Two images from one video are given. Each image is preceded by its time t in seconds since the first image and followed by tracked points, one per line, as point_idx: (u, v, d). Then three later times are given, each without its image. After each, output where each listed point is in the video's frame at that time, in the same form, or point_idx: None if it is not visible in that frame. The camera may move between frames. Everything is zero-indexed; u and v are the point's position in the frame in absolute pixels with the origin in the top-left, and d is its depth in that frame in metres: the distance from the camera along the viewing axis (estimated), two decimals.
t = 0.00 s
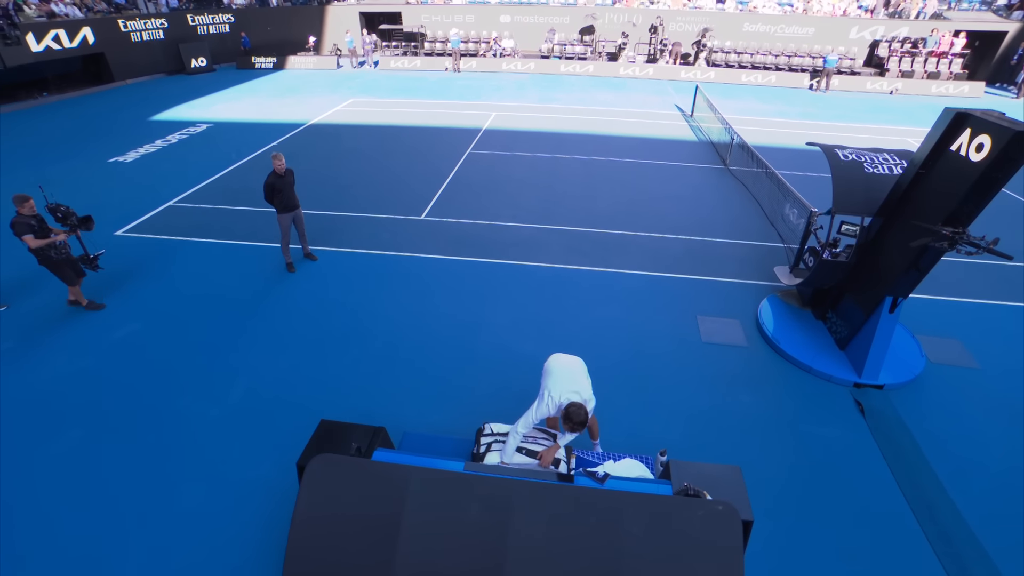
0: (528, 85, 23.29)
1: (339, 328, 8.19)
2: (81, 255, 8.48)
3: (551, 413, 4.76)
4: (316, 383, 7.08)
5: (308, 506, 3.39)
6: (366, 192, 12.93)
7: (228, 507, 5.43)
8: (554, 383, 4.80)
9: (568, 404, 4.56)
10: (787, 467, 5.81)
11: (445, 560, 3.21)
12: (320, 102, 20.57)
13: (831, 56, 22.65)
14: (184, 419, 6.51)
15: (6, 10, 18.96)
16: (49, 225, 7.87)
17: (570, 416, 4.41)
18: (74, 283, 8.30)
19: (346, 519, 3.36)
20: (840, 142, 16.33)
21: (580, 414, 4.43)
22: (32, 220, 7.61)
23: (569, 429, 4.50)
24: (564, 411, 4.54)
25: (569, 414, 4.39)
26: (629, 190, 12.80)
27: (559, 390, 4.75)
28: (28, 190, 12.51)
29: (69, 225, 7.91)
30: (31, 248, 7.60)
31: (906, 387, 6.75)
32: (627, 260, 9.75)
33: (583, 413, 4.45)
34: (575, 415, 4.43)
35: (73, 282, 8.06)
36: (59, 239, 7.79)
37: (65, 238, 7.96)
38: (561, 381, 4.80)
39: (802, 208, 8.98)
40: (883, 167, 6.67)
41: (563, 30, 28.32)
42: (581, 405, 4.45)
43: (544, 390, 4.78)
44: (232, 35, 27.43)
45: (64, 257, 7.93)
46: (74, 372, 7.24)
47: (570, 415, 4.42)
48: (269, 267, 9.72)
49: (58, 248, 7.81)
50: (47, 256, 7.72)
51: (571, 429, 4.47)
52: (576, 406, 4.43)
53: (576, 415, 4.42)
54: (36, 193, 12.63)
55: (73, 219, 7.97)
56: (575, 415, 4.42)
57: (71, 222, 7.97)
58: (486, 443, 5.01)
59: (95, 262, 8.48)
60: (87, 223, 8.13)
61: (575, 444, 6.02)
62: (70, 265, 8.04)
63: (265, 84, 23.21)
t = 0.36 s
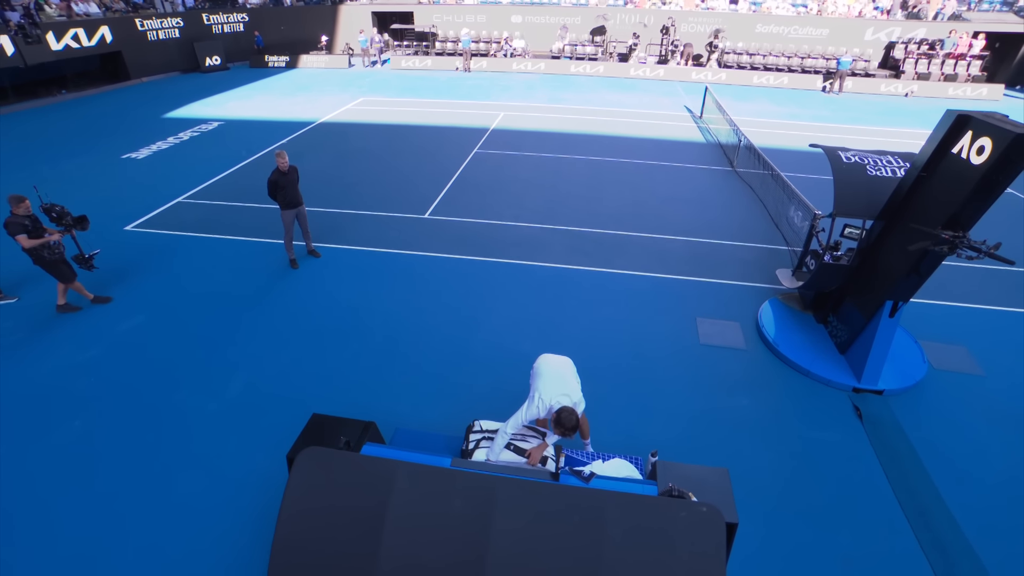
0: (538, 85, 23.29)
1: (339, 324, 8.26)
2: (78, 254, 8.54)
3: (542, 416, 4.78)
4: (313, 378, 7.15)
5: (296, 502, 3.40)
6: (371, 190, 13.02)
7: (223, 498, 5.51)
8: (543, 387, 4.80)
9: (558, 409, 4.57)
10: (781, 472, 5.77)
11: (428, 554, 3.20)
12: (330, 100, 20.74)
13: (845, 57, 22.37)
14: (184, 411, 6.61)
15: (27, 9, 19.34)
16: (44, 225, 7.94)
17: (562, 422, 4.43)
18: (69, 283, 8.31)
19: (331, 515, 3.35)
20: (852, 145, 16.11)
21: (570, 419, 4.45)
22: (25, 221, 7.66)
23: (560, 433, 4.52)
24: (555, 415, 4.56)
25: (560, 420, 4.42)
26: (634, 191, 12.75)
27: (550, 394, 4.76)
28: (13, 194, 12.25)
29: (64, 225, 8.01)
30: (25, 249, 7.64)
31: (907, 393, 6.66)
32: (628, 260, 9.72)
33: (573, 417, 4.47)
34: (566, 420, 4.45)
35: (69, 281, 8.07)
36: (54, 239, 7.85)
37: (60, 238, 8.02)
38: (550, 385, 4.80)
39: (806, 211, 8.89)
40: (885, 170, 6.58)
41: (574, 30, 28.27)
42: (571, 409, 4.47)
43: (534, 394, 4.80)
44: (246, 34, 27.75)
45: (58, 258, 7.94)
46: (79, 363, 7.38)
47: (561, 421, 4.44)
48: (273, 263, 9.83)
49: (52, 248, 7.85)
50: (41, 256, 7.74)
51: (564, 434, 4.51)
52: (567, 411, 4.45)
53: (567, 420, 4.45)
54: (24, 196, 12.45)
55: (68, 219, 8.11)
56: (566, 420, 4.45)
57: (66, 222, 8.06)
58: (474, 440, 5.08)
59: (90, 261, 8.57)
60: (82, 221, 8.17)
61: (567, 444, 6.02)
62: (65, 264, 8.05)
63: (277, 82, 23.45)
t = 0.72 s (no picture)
0: (547, 86, 23.29)
1: (340, 320, 8.33)
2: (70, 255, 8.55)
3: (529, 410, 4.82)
4: (312, 373, 7.22)
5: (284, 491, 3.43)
6: (377, 188, 13.11)
7: (218, 489, 5.59)
8: (533, 382, 4.84)
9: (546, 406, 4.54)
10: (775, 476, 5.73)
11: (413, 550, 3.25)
12: (340, 99, 20.91)
13: (859, 59, 22.10)
14: (184, 403, 6.72)
15: (47, 8, 19.72)
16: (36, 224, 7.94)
17: (549, 416, 4.40)
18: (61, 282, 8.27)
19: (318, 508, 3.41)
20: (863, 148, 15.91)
21: (558, 415, 4.42)
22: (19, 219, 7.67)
23: (546, 430, 4.48)
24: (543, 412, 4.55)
25: (548, 415, 4.37)
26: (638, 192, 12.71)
27: (538, 390, 4.79)
28: (15, 190, 12.31)
29: (59, 224, 8.05)
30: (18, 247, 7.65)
31: (907, 399, 6.59)
32: (630, 261, 9.71)
33: (561, 414, 4.44)
34: (553, 417, 4.42)
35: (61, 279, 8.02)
36: (47, 237, 7.86)
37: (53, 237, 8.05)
38: (541, 381, 4.82)
39: (810, 213, 8.80)
40: (888, 173, 6.50)
41: (585, 30, 28.21)
42: (560, 406, 4.46)
43: (523, 388, 4.84)
44: (259, 34, 28.07)
45: (51, 257, 7.94)
46: (84, 355, 7.52)
47: (549, 416, 4.41)
48: (277, 260, 9.94)
49: (44, 247, 7.85)
50: (32, 255, 7.74)
51: (549, 432, 4.48)
52: (554, 407, 4.43)
53: (554, 417, 4.41)
54: (24, 192, 12.52)
55: (62, 219, 8.17)
56: (554, 416, 4.42)
57: (60, 222, 8.12)
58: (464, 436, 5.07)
59: (84, 261, 8.59)
60: (75, 221, 8.25)
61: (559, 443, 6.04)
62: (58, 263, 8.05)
63: (289, 81, 23.70)
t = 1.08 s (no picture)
0: (557, 86, 23.29)
1: (341, 316, 8.42)
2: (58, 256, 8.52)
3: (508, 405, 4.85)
4: (312, 368, 7.30)
5: (278, 484, 3.51)
6: (383, 186, 13.20)
7: (216, 480, 5.68)
8: (516, 377, 4.89)
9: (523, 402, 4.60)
10: (769, 479, 5.71)
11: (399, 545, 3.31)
12: (350, 98, 21.07)
13: (873, 61, 21.85)
14: (186, 395, 6.84)
15: (66, 8, 20.09)
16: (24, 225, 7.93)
17: (524, 412, 4.46)
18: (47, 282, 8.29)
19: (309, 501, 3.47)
20: (874, 150, 15.72)
21: (534, 411, 4.47)
22: (6, 218, 7.62)
23: (522, 425, 4.54)
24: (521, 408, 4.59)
25: (523, 411, 4.44)
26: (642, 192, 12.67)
27: (519, 385, 4.83)
28: (29, 186, 12.55)
29: (47, 225, 8.06)
30: (5, 247, 7.63)
31: (907, 404, 6.52)
32: (632, 262, 9.69)
33: (537, 410, 4.48)
34: (530, 413, 4.47)
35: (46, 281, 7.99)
36: (34, 238, 7.84)
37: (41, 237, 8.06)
38: (523, 377, 4.87)
39: (813, 215, 8.73)
40: (891, 175, 6.44)
41: (596, 31, 28.16)
42: (536, 402, 4.50)
43: (505, 383, 4.88)
44: (272, 33, 28.39)
45: (39, 257, 7.97)
46: (92, 346, 7.68)
47: (525, 412, 4.47)
48: (283, 256, 10.06)
49: (34, 248, 7.88)
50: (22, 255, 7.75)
51: (525, 427, 4.51)
52: (531, 403, 4.48)
53: (530, 413, 4.46)
54: (30, 189, 12.63)
55: (50, 220, 8.16)
56: (530, 412, 4.47)
57: (49, 222, 8.13)
58: (454, 434, 5.08)
59: (72, 262, 8.59)
60: (64, 223, 8.25)
61: (552, 442, 6.05)
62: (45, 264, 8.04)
63: (300, 80, 23.93)
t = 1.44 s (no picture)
0: (567, 86, 23.29)
1: (345, 312, 8.50)
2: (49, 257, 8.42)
3: (494, 397, 4.99)
4: (313, 362, 7.38)
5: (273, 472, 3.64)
6: (390, 184, 13.29)
7: (215, 470, 5.77)
8: (504, 371, 5.01)
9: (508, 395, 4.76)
10: (764, 481, 5.68)
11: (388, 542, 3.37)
12: (361, 96, 21.24)
13: (888, 63, 21.59)
14: (188, 387, 6.94)
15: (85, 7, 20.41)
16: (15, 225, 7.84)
17: (507, 405, 4.62)
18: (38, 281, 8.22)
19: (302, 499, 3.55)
20: (886, 153, 15.54)
21: (516, 406, 4.63)
22: None
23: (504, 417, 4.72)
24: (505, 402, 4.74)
25: (505, 404, 4.60)
26: (647, 193, 12.62)
27: (506, 379, 4.95)
28: (44, 181, 12.79)
29: (36, 225, 7.99)
30: None
31: (909, 409, 6.45)
32: (635, 262, 9.67)
33: (520, 405, 4.65)
34: (512, 406, 4.63)
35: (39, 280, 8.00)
36: (25, 238, 7.79)
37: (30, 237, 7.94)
38: (512, 372, 4.97)
39: (819, 218, 8.66)
40: (895, 177, 6.39)
41: (608, 31, 28.11)
42: (519, 397, 4.65)
43: (493, 375, 5.02)
44: (287, 32, 28.69)
45: (30, 257, 7.87)
46: (99, 338, 7.82)
47: (507, 405, 4.63)
48: (289, 252, 10.18)
49: (25, 247, 7.80)
50: (13, 255, 7.67)
51: (507, 421, 4.66)
52: (515, 398, 4.63)
53: (513, 406, 4.62)
54: (45, 183, 12.85)
55: (41, 219, 8.07)
56: (512, 406, 4.63)
57: (38, 223, 8.03)
58: (446, 430, 5.13)
59: (62, 262, 8.52)
60: (54, 223, 8.13)
61: (548, 441, 6.06)
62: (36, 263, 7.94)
63: (313, 78, 24.18)
